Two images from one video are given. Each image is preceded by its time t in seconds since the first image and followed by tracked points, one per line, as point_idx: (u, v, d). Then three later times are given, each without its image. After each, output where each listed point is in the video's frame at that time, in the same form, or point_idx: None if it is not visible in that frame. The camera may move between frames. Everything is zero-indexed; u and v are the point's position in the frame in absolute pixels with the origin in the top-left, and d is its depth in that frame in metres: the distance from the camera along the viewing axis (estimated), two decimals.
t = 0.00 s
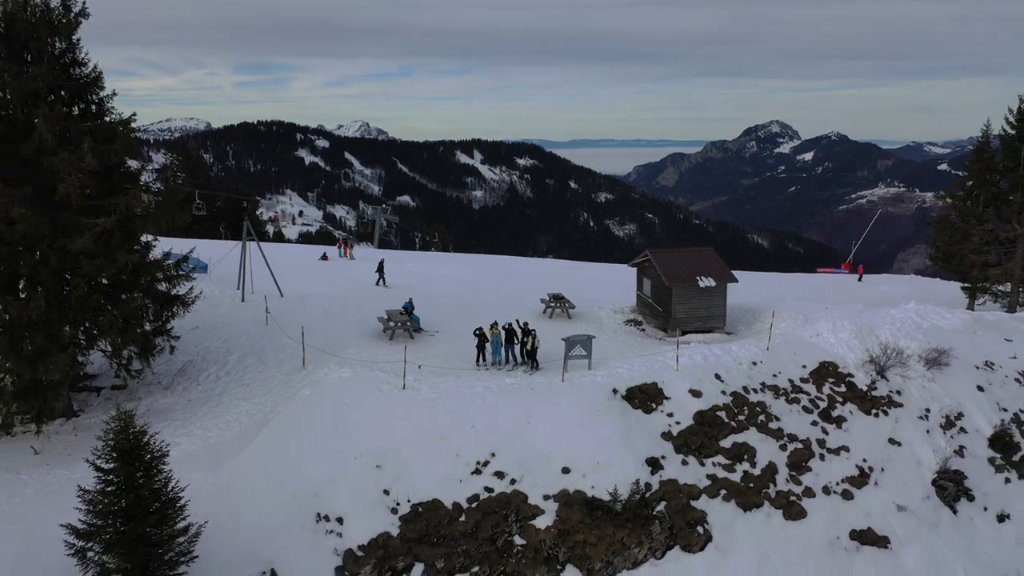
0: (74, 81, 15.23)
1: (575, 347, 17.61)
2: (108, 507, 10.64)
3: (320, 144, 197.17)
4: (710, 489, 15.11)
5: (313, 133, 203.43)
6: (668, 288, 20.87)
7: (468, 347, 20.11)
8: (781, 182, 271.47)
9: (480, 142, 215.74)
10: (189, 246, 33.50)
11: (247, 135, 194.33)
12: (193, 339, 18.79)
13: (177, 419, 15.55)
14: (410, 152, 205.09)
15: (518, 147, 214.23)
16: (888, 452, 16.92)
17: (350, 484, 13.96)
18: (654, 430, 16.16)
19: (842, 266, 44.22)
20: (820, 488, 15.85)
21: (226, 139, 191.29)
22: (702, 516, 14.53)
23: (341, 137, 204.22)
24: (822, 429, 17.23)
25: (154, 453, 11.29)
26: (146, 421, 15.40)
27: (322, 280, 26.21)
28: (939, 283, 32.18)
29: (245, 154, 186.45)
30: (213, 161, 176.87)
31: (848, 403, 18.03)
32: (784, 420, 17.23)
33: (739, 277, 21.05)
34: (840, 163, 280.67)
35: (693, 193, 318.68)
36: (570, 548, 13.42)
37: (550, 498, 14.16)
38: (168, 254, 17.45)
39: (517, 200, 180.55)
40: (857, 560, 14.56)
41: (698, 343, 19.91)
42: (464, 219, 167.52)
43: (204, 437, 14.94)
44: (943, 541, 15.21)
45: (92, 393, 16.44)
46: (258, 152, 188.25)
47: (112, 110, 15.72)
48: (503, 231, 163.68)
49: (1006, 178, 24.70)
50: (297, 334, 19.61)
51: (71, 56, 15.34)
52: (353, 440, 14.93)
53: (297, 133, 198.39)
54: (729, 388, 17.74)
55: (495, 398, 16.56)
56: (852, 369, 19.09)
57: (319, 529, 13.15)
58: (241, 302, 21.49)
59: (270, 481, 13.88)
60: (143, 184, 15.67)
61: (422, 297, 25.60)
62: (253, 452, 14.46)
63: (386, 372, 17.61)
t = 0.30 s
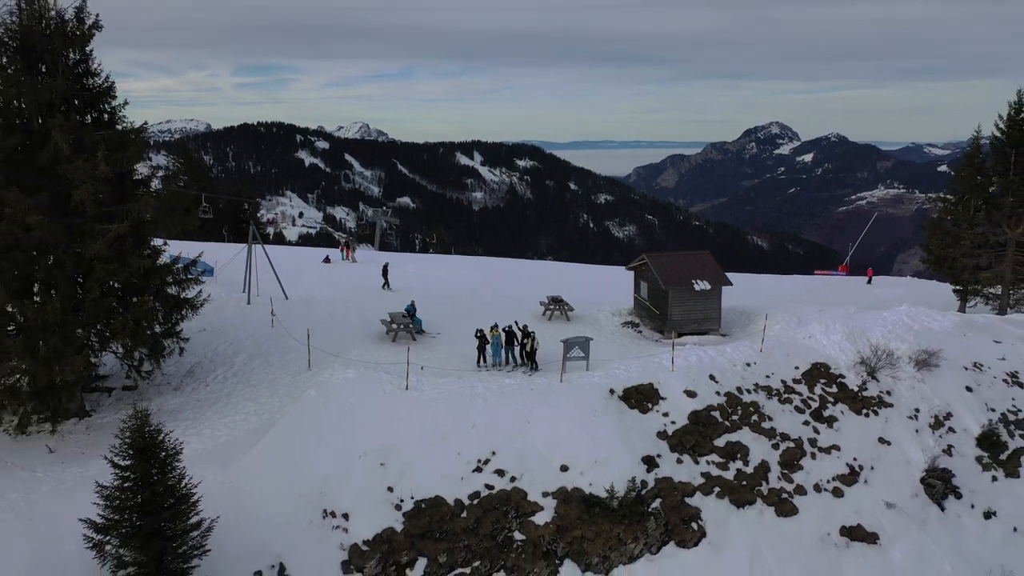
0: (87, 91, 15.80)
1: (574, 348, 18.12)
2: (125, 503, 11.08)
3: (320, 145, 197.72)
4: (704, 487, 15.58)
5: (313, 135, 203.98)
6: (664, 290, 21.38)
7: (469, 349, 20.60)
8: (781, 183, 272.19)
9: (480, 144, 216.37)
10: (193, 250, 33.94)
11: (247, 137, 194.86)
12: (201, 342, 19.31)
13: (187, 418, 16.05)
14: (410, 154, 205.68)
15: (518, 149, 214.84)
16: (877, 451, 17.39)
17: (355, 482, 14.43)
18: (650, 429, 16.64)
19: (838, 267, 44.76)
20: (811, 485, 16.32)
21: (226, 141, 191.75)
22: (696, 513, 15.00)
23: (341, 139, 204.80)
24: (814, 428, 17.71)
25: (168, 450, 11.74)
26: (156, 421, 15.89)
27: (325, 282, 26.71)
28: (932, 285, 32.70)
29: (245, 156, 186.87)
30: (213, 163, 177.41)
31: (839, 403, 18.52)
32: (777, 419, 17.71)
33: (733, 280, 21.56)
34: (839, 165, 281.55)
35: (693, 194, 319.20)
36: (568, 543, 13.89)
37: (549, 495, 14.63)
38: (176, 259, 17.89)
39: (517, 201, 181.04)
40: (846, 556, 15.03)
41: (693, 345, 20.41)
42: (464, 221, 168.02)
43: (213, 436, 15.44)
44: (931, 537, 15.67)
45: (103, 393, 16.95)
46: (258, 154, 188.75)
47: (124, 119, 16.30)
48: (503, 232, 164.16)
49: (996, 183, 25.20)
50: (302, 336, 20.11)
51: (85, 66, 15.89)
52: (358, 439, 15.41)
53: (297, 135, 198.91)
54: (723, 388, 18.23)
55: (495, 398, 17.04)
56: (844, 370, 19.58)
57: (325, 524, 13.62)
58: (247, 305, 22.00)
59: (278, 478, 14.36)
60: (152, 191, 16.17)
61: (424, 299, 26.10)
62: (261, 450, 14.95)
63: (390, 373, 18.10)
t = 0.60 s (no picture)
0: (100, 100, 16.30)
1: (572, 350, 18.63)
2: (141, 498, 11.54)
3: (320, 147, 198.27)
4: (698, 484, 16.05)
5: (313, 136, 204.55)
6: (661, 293, 21.88)
7: (470, 350, 21.09)
8: (780, 184, 272.68)
9: (480, 145, 216.95)
10: (197, 253, 34.43)
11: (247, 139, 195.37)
12: (209, 343, 19.82)
13: (196, 418, 16.53)
14: (410, 155, 206.26)
15: (518, 150, 215.45)
16: (868, 450, 17.86)
17: (360, 480, 14.90)
18: (646, 429, 17.11)
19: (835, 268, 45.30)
20: (803, 483, 16.79)
21: (226, 143, 192.30)
22: (690, 510, 15.47)
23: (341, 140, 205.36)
24: (806, 428, 18.18)
25: (181, 448, 12.18)
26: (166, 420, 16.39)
27: (328, 285, 27.20)
28: (926, 288, 33.19)
29: (245, 157, 187.23)
30: (214, 164, 177.95)
31: (831, 403, 19.00)
32: (770, 419, 18.19)
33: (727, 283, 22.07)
34: (839, 166, 282.12)
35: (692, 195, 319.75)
36: (566, 539, 14.36)
37: (548, 492, 15.10)
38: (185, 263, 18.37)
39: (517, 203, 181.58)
40: (836, 551, 15.50)
41: (689, 346, 20.90)
42: (464, 222, 168.56)
43: (222, 435, 15.93)
44: (919, 533, 16.14)
45: (114, 394, 17.49)
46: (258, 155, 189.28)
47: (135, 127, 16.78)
48: (503, 234, 164.66)
49: (987, 187, 25.71)
50: (306, 338, 20.60)
51: (99, 75, 16.39)
52: (363, 438, 15.88)
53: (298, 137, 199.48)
54: (718, 389, 18.71)
55: (496, 398, 17.52)
56: (836, 371, 20.07)
57: (331, 520, 14.09)
58: (253, 307, 22.51)
59: (285, 476, 14.83)
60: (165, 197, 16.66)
61: (425, 301, 26.59)
62: (269, 449, 15.42)
63: (393, 374, 18.58)
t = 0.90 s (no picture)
0: (111, 109, 16.78)
1: (570, 352, 19.12)
2: (155, 494, 12.00)
3: (320, 149, 198.80)
4: (693, 482, 16.52)
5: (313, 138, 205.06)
6: (657, 296, 22.37)
7: (470, 352, 21.57)
8: (781, 184, 273.50)
9: (480, 147, 217.52)
10: (201, 256, 34.90)
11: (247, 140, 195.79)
12: (216, 345, 20.32)
13: (205, 417, 17.01)
14: (410, 157, 206.80)
15: (518, 152, 216.13)
16: (858, 449, 18.33)
17: (365, 478, 15.36)
18: (642, 428, 17.59)
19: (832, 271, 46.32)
20: (795, 481, 17.26)
21: (226, 145, 192.83)
22: (685, 507, 15.93)
23: (341, 142, 205.87)
24: (798, 428, 18.66)
25: (193, 446, 12.62)
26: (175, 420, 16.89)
27: (331, 288, 27.68)
28: (920, 290, 33.68)
29: (245, 158, 187.65)
30: (214, 166, 178.46)
31: (823, 404, 19.48)
32: (763, 419, 18.66)
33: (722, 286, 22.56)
34: (838, 168, 282.90)
35: (692, 197, 320.45)
36: (564, 535, 14.83)
37: (547, 489, 15.56)
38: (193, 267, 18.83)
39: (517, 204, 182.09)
40: (827, 547, 15.98)
41: (684, 348, 21.39)
42: (463, 224, 169.06)
43: (230, 434, 16.42)
44: (907, 530, 16.61)
45: (124, 394, 18.01)
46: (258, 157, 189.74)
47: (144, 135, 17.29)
48: (502, 236, 165.17)
49: (978, 192, 26.22)
50: (310, 340, 21.08)
51: (111, 85, 16.81)
52: (367, 438, 16.35)
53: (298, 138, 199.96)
54: (712, 389, 19.19)
55: (496, 398, 18.01)
56: (828, 372, 20.55)
57: (337, 516, 14.55)
58: (258, 310, 23.01)
59: (292, 474, 15.30)
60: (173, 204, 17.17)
61: (426, 303, 27.07)
62: (276, 448, 15.91)
63: (396, 375, 19.08)
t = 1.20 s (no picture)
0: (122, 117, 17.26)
1: (568, 353, 19.61)
2: (168, 490, 12.45)
3: (320, 151, 199.32)
4: (688, 480, 16.99)
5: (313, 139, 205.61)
6: (654, 299, 22.86)
7: (471, 353, 22.04)
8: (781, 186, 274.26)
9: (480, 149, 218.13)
10: (205, 258, 35.38)
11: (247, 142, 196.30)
12: (223, 347, 20.81)
13: (213, 417, 17.50)
14: (410, 159, 207.38)
15: (518, 154, 216.76)
16: (850, 448, 18.80)
17: (369, 475, 15.84)
18: (639, 427, 18.07)
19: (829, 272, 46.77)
20: (788, 479, 17.73)
21: (226, 146, 193.29)
22: (680, 504, 16.40)
23: (341, 143, 206.40)
24: (790, 428, 19.13)
25: (204, 444, 13.06)
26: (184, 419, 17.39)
27: (334, 290, 28.15)
28: (914, 293, 34.18)
29: (245, 159, 187.90)
30: (214, 168, 178.92)
31: (815, 404, 19.97)
32: (756, 419, 19.14)
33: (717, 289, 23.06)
34: (837, 169, 283.42)
35: (692, 199, 321.10)
36: (563, 531, 15.30)
37: (545, 487, 16.03)
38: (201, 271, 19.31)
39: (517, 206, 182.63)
40: (818, 543, 16.45)
41: (680, 350, 21.87)
42: (463, 225, 169.52)
43: (237, 433, 16.92)
44: (897, 527, 17.07)
45: (134, 395, 18.51)
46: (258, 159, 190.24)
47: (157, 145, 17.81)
48: (502, 237, 165.63)
49: (969, 197, 26.74)
50: (315, 342, 21.57)
51: (122, 94, 17.31)
52: (371, 437, 16.83)
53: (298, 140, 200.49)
54: (707, 390, 19.68)
55: (496, 399, 18.49)
56: (820, 373, 21.04)
57: (342, 512, 15.02)
58: (263, 312, 23.51)
59: (299, 472, 15.77)
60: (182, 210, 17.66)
61: (428, 306, 27.55)
62: (283, 447, 16.39)
63: (399, 376, 19.56)
